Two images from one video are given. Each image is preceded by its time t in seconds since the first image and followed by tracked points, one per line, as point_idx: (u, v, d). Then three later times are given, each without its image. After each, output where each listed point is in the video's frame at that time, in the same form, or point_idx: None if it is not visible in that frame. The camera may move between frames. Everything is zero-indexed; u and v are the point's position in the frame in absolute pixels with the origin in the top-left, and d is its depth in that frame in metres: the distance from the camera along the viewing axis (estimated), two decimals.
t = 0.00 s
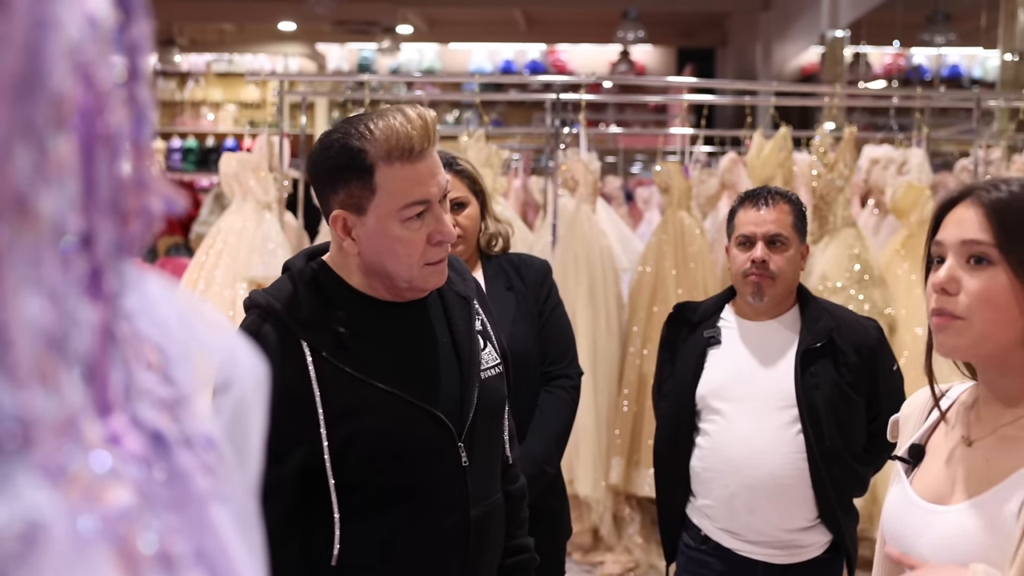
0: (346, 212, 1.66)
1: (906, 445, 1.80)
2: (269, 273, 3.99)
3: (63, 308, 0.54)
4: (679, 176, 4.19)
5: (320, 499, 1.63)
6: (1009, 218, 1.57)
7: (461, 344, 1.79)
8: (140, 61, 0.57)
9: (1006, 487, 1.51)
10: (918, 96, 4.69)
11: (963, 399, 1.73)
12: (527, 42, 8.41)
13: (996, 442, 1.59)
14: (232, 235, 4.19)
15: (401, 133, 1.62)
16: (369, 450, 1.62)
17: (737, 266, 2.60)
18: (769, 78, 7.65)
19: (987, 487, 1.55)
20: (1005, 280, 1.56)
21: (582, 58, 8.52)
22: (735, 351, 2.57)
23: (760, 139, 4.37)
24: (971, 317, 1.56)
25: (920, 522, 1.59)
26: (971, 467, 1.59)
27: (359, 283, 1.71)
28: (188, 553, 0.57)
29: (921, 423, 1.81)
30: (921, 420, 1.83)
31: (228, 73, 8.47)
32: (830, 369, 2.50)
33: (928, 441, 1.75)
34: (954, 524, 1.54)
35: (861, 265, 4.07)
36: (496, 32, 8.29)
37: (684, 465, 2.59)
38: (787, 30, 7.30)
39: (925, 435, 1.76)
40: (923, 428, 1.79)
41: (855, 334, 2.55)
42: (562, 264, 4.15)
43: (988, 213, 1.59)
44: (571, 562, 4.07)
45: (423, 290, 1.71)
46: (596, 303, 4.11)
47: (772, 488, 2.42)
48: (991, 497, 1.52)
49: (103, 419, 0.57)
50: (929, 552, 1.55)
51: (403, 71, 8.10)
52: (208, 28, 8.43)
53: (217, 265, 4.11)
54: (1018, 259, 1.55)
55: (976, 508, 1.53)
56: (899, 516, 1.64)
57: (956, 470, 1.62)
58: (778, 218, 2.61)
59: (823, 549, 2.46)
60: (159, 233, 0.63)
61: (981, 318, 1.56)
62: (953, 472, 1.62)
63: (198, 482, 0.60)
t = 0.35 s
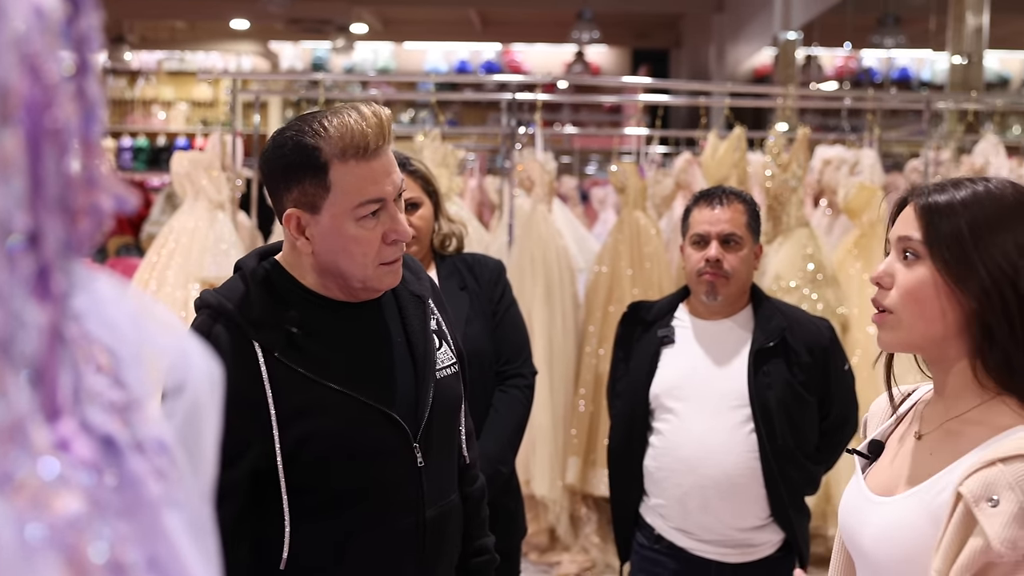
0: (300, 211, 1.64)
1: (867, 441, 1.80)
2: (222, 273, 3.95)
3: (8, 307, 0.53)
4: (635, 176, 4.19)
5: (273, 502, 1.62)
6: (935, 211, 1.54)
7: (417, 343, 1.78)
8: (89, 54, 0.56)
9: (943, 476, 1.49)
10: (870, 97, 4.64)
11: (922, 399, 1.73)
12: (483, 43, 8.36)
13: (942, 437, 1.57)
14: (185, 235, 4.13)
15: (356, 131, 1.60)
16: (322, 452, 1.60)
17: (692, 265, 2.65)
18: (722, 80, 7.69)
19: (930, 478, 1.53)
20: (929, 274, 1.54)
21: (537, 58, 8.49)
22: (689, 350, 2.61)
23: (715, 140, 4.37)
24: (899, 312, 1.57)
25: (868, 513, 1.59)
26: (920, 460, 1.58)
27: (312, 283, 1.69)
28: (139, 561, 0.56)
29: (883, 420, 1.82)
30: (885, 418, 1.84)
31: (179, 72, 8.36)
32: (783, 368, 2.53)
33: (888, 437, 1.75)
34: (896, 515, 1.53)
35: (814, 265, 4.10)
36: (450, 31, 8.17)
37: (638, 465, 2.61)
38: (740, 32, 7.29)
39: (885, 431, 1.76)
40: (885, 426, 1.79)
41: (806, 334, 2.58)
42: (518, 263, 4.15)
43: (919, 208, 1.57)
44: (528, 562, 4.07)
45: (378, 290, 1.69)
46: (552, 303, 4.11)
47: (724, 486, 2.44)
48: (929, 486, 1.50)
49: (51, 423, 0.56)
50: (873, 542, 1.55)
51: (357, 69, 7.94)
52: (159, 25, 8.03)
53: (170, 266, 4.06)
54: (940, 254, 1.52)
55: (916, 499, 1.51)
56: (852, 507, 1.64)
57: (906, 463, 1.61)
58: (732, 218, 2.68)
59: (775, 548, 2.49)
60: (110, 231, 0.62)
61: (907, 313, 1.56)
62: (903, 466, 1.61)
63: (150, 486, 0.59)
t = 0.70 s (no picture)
0: (261, 210, 1.62)
1: (825, 437, 1.81)
2: (178, 274, 3.91)
3: None
4: (594, 176, 4.20)
5: (230, 505, 1.60)
6: (875, 213, 1.56)
7: (377, 343, 1.77)
8: (48, 51, 0.55)
9: (884, 472, 1.51)
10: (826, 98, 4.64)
11: (880, 398, 1.74)
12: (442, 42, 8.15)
13: (892, 433, 1.57)
14: (140, 235, 4.08)
15: (318, 130, 1.60)
16: (283, 453, 1.60)
17: (646, 265, 2.66)
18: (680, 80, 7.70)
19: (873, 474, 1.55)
20: (866, 274, 1.57)
21: (496, 58, 8.31)
22: (645, 351, 2.62)
23: (674, 139, 4.38)
24: (844, 311, 1.60)
25: (815, 509, 1.61)
26: (870, 456, 1.60)
27: (273, 284, 1.68)
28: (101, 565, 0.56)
29: (846, 416, 1.82)
30: (847, 413, 1.84)
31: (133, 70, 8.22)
32: (737, 368, 2.55)
33: (846, 433, 1.77)
34: (840, 511, 1.55)
35: (772, 264, 4.13)
36: (407, 30, 8.02)
37: (594, 467, 2.63)
38: (697, 33, 7.34)
39: (845, 427, 1.78)
40: (846, 421, 1.80)
41: (760, 333, 2.60)
42: (478, 263, 4.14)
43: (863, 209, 1.60)
44: (489, 562, 4.06)
45: (341, 290, 1.68)
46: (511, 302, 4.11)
47: (680, 486, 2.47)
48: (871, 482, 1.52)
49: (11, 424, 0.56)
50: (817, 539, 1.57)
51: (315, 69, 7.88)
52: (113, 23, 7.64)
53: (125, 266, 4.01)
54: (875, 256, 1.55)
55: (859, 494, 1.53)
56: (800, 504, 1.66)
57: (856, 460, 1.62)
58: (685, 217, 2.70)
59: (731, 545, 2.52)
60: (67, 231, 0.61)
61: (850, 312, 1.59)
62: (855, 461, 1.62)
63: (112, 489, 0.59)
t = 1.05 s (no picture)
0: (220, 209, 1.62)
1: (774, 432, 1.83)
2: (139, 274, 3.87)
3: None
4: (558, 176, 4.21)
5: (195, 506, 1.59)
6: (818, 216, 1.59)
7: (341, 342, 1.77)
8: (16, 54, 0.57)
9: (839, 473, 1.52)
10: (785, 98, 4.66)
11: (831, 393, 1.77)
12: (403, 42, 8.03)
13: (842, 433, 1.60)
14: (100, 236, 4.04)
15: (277, 129, 1.60)
16: (248, 453, 1.59)
17: (602, 267, 2.68)
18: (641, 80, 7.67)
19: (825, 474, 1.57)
20: (811, 276, 1.60)
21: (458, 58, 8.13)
22: (603, 353, 2.64)
23: (637, 139, 4.38)
24: (797, 315, 1.63)
25: (766, 508, 1.62)
26: (822, 453, 1.61)
27: (235, 283, 1.68)
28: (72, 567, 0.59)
29: (793, 413, 1.84)
30: (794, 410, 1.86)
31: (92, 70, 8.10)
32: (694, 370, 2.58)
33: (797, 430, 1.79)
34: (794, 511, 1.56)
35: (734, 263, 4.16)
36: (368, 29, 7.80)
37: (553, 469, 2.65)
38: (658, 33, 7.33)
39: (795, 423, 1.80)
40: (794, 417, 1.82)
41: (717, 333, 2.64)
42: (442, 263, 4.15)
43: (806, 211, 1.62)
44: (454, 562, 4.07)
45: (304, 289, 1.68)
46: (475, 302, 4.11)
47: (639, 487, 2.50)
48: (825, 483, 1.54)
49: None
50: (769, 538, 1.59)
51: (277, 68, 7.59)
52: (71, 21, 7.47)
53: (86, 268, 3.97)
54: (817, 259, 1.57)
55: (811, 496, 1.55)
56: (753, 501, 1.67)
57: (808, 457, 1.64)
58: (640, 219, 2.72)
59: (690, 544, 2.56)
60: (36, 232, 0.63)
61: (801, 315, 1.62)
62: (805, 459, 1.64)
63: (82, 490, 0.60)
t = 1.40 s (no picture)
0: (174, 200, 1.62)
1: (729, 429, 1.86)
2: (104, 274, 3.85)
3: None
4: (524, 176, 4.23)
5: (164, 505, 1.58)
6: (776, 215, 1.61)
7: (309, 340, 1.77)
8: None
9: (798, 473, 1.54)
10: (750, 98, 4.69)
11: (785, 391, 1.79)
12: (369, 42, 7.67)
13: (801, 432, 1.62)
14: (64, 235, 4.00)
15: (232, 120, 1.61)
16: (217, 451, 1.59)
17: (544, 268, 2.73)
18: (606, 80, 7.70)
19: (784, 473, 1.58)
20: (769, 277, 1.62)
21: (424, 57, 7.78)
22: (547, 355, 2.69)
23: (603, 139, 4.37)
24: (759, 315, 1.65)
25: (726, 506, 1.63)
26: (780, 452, 1.63)
27: (193, 277, 1.68)
28: (54, 556, 0.65)
29: (746, 410, 1.87)
30: (746, 406, 1.89)
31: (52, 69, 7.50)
32: (640, 369, 2.64)
33: (751, 426, 1.82)
34: (755, 509, 1.57)
35: (700, 262, 4.18)
36: (332, 28, 7.51)
37: (501, 474, 2.68)
38: (623, 32, 7.38)
39: (749, 420, 1.82)
40: (749, 414, 1.85)
41: (663, 331, 2.70)
42: (409, 263, 4.14)
43: (766, 210, 1.64)
44: (422, 561, 4.06)
45: (263, 287, 1.67)
46: (442, 301, 4.11)
47: (592, 490, 2.53)
48: (785, 483, 1.55)
49: None
50: (730, 534, 1.60)
51: (241, 68, 7.28)
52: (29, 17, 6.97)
53: (49, 268, 3.93)
54: (775, 260, 1.60)
55: (771, 495, 1.56)
56: (712, 497, 1.69)
57: (767, 454, 1.66)
58: (582, 218, 2.78)
59: (639, 551, 2.57)
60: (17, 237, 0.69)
61: (764, 316, 1.64)
62: (762, 457, 1.66)
63: (62, 481, 0.67)
